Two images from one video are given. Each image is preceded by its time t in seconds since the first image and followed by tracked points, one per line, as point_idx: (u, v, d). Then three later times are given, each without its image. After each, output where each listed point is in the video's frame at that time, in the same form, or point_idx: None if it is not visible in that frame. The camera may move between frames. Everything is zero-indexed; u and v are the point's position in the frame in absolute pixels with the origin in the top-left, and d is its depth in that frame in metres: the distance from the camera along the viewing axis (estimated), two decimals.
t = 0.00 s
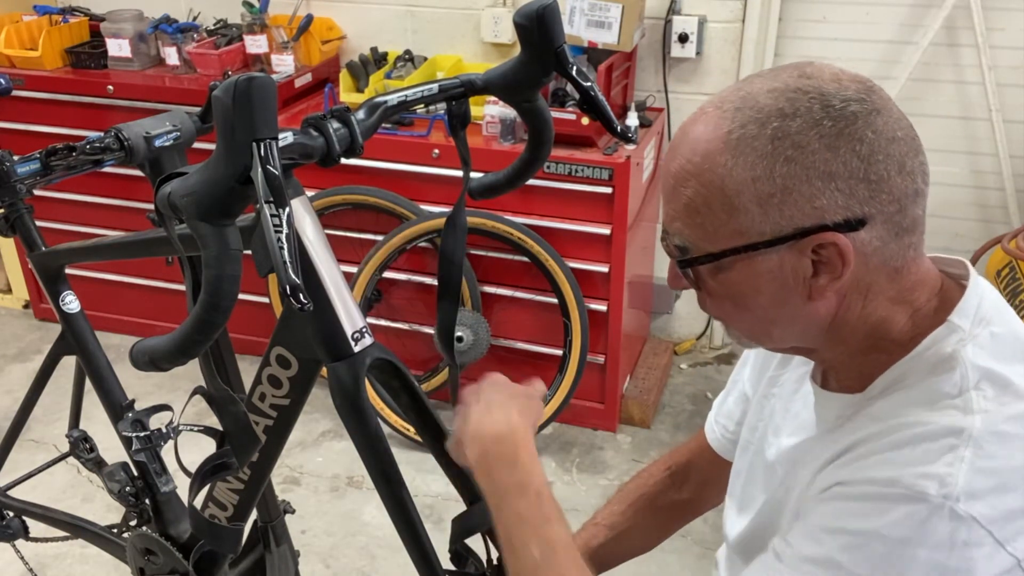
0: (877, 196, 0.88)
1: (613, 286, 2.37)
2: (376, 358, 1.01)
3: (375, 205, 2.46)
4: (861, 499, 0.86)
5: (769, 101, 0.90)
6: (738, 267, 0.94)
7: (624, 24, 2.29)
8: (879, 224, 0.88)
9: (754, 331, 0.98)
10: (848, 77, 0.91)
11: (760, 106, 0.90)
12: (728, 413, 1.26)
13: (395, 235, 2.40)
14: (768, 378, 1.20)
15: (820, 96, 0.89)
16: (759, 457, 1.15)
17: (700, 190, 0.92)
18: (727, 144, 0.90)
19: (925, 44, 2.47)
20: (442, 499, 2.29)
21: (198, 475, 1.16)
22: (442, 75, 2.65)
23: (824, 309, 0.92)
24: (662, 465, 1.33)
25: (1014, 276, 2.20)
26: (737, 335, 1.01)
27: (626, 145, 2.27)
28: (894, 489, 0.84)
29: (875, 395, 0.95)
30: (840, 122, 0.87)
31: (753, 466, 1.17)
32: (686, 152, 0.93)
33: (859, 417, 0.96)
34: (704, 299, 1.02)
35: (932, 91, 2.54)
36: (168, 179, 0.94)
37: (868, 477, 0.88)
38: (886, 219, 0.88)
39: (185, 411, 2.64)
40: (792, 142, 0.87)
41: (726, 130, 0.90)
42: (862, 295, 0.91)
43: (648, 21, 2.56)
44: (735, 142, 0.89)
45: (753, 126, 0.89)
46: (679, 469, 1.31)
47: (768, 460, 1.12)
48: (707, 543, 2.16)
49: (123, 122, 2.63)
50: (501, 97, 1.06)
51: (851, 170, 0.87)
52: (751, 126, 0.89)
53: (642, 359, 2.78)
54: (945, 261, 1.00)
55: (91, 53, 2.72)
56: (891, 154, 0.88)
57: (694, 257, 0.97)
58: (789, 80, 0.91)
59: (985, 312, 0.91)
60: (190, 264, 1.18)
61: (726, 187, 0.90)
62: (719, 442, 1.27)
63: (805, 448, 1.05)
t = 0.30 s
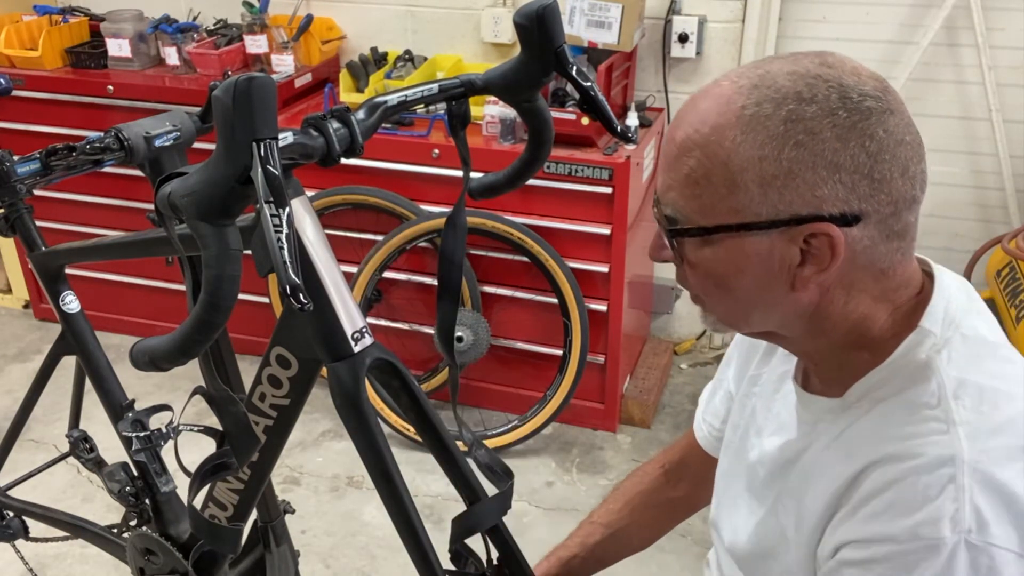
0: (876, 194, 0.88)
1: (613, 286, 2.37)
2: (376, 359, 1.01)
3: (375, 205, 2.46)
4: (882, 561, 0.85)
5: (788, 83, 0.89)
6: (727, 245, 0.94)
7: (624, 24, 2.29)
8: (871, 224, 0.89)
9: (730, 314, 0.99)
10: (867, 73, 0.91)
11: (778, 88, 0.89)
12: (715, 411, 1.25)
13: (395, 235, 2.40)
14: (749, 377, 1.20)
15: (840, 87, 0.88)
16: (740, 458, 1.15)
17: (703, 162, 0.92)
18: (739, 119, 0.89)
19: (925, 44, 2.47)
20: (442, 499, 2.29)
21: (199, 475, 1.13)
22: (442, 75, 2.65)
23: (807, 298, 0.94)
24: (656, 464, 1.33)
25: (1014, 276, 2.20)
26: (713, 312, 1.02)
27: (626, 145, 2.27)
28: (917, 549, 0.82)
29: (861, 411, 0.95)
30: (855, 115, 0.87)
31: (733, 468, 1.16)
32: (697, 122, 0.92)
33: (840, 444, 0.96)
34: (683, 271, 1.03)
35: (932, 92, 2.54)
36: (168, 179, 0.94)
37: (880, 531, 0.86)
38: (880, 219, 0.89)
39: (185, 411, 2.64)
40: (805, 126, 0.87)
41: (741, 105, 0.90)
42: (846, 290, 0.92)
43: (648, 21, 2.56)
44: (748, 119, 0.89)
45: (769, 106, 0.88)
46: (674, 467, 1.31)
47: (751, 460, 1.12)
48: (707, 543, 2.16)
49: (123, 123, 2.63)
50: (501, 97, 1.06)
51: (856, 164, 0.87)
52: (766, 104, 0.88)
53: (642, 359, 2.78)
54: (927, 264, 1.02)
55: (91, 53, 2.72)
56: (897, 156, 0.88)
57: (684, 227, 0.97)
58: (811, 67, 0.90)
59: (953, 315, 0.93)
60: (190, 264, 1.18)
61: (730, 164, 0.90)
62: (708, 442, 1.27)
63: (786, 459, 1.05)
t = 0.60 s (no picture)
0: (887, 211, 0.88)
1: (613, 286, 2.37)
2: (376, 358, 1.01)
3: (375, 205, 2.46)
4: None
5: (818, 84, 0.87)
6: (728, 240, 0.94)
7: (624, 24, 2.29)
8: (877, 240, 0.89)
9: (717, 307, 1.00)
10: (897, 84, 0.88)
11: (805, 88, 0.87)
12: (707, 413, 1.25)
13: (395, 235, 2.40)
14: (741, 382, 1.20)
15: (870, 95, 0.86)
16: (736, 463, 1.15)
17: (718, 152, 0.91)
18: (762, 114, 0.88)
19: (925, 44, 2.46)
20: (442, 499, 2.30)
21: (198, 474, 1.09)
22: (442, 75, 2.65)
23: (800, 303, 0.94)
24: (654, 465, 1.33)
25: (1014, 276, 2.20)
26: (696, 300, 1.03)
27: (626, 145, 2.27)
28: (916, 565, 0.81)
29: (857, 421, 0.95)
30: (881, 128, 0.85)
31: (728, 475, 1.16)
32: (720, 109, 0.91)
33: (834, 456, 0.96)
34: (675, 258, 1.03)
35: (932, 91, 2.54)
36: (168, 179, 0.94)
37: (877, 547, 0.85)
38: (886, 236, 0.89)
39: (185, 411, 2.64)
40: (828, 132, 0.85)
41: (766, 99, 0.88)
42: (841, 299, 0.93)
43: (648, 21, 2.57)
44: (770, 116, 0.87)
45: (793, 106, 0.86)
46: (670, 468, 1.31)
47: (746, 467, 1.12)
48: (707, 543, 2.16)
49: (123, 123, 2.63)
50: (501, 97, 1.06)
51: (873, 177, 0.86)
52: (792, 103, 0.86)
53: (642, 359, 2.78)
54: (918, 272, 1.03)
55: (91, 53, 2.72)
56: (914, 175, 0.87)
57: (687, 213, 0.96)
58: (842, 70, 0.87)
59: (944, 318, 0.94)
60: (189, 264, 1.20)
61: (745, 159, 0.89)
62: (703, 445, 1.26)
63: (779, 469, 1.04)
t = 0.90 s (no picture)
0: (945, 209, 0.86)
1: (613, 286, 2.37)
2: (376, 359, 1.01)
3: (375, 205, 2.46)
4: None
5: (883, 74, 0.84)
6: (777, 229, 0.93)
7: (624, 24, 2.29)
8: (930, 238, 0.88)
9: (754, 296, 0.99)
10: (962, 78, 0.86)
11: (868, 78, 0.84)
12: (723, 402, 1.25)
13: (395, 235, 2.40)
14: (757, 374, 1.20)
15: (936, 89, 0.83)
16: (750, 458, 1.14)
17: (775, 138, 0.89)
18: (824, 101, 0.86)
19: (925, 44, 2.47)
20: (443, 499, 2.30)
21: (198, 474, 1.13)
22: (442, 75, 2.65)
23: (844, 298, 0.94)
24: (674, 452, 1.32)
25: (1014, 276, 2.20)
26: (733, 289, 1.02)
27: (626, 145, 2.27)
28: (944, 566, 0.82)
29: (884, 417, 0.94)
30: (946, 123, 0.83)
31: (740, 469, 1.16)
32: (780, 95, 0.89)
33: (858, 454, 0.95)
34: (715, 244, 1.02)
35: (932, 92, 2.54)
36: (168, 179, 0.94)
37: (902, 546, 0.85)
38: (941, 235, 0.88)
39: (185, 411, 2.64)
40: (893, 124, 0.83)
41: (828, 86, 0.86)
42: (885, 297, 0.92)
43: (648, 21, 2.56)
44: (832, 104, 0.85)
45: (857, 95, 0.84)
46: (691, 455, 1.31)
47: (759, 461, 1.11)
48: (707, 543, 2.15)
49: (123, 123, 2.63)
50: (501, 97, 1.06)
51: (935, 174, 0.84)
52: (856, 93, 0.84)
53: (642, 359, 2.78)
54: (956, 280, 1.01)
55: (91, 53, 2.72)
56: (976, 173, 0.85)
57: (738, 199, 0.95)
58: (907, 60, 0.85)
59: (979, 322, 0.93)
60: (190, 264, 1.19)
61: (804, 147, 0.88)
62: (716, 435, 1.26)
63: (793, 464, 1.04)
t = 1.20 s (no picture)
0: None
1: (613, 286, 2.37)
2: (376, 358, 1.01)
3: (375, 205, 2.46)
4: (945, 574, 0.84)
5: (955, 77, 0.82)
6: (854, 243, 0.90)
7: (624, 24, 2.29)
8: (1008, 241, 0.86)
9: (824, 310, 0.96)
10: None
11: (940, 83, 0.82)
12: (750, 396, 1.23)
13: (396, 235, 2.40)
14: (788, 370, 1.17)
15: (1010, 87, 0.82)
16: (778, 452, 1.12)
17: (846, 156, 0.87)
18: (898, 112, 0.83)
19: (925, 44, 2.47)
20: (443, 499, 2.29)
21: (199, 475, 1.13)
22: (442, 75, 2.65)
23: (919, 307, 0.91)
24: (690, 451, 1.30)
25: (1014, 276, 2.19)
26: (799, 304, 0.99)
27: (626, 145, 2.27)
28: (990, 568, 0.81)
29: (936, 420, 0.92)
30: None
31: (767, 463, 1.14)
32: (849, 108, 0.86)
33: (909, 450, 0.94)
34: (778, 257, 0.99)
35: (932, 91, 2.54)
36: (168, 179, 0.94)
37: (944, 544, 0.84)
38: (1019, 236, 0.86)
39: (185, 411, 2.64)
40: (973, 130, 0.81)
41: (900, 96, 0.83)
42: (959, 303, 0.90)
43: (648, 21, 2.56)
44: (906, 115, 0.83)
45: (932, 104, 0.82)
46: (707, 455, 1.28)
47: (790, 456, 1.09)
48: (706, 543, 2.16)
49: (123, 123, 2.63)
50: (501, 97, 1.06)
51: (1017, 176, 0.82)
52: (931, 100, 0.82)
53: (642, 359, 2.78)
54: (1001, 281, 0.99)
55: (91, 53, 2.72)
56: None
57: (809, 218, 0.92)
58: (974, 60, 0.83)
59: None
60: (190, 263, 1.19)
61: (879, 162, 0.85)
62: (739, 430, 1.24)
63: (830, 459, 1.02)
